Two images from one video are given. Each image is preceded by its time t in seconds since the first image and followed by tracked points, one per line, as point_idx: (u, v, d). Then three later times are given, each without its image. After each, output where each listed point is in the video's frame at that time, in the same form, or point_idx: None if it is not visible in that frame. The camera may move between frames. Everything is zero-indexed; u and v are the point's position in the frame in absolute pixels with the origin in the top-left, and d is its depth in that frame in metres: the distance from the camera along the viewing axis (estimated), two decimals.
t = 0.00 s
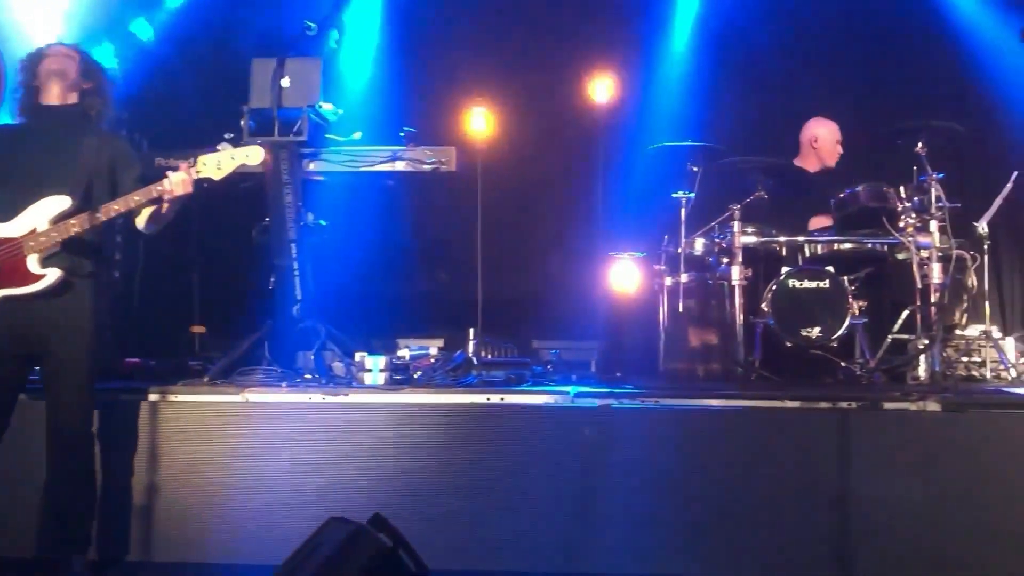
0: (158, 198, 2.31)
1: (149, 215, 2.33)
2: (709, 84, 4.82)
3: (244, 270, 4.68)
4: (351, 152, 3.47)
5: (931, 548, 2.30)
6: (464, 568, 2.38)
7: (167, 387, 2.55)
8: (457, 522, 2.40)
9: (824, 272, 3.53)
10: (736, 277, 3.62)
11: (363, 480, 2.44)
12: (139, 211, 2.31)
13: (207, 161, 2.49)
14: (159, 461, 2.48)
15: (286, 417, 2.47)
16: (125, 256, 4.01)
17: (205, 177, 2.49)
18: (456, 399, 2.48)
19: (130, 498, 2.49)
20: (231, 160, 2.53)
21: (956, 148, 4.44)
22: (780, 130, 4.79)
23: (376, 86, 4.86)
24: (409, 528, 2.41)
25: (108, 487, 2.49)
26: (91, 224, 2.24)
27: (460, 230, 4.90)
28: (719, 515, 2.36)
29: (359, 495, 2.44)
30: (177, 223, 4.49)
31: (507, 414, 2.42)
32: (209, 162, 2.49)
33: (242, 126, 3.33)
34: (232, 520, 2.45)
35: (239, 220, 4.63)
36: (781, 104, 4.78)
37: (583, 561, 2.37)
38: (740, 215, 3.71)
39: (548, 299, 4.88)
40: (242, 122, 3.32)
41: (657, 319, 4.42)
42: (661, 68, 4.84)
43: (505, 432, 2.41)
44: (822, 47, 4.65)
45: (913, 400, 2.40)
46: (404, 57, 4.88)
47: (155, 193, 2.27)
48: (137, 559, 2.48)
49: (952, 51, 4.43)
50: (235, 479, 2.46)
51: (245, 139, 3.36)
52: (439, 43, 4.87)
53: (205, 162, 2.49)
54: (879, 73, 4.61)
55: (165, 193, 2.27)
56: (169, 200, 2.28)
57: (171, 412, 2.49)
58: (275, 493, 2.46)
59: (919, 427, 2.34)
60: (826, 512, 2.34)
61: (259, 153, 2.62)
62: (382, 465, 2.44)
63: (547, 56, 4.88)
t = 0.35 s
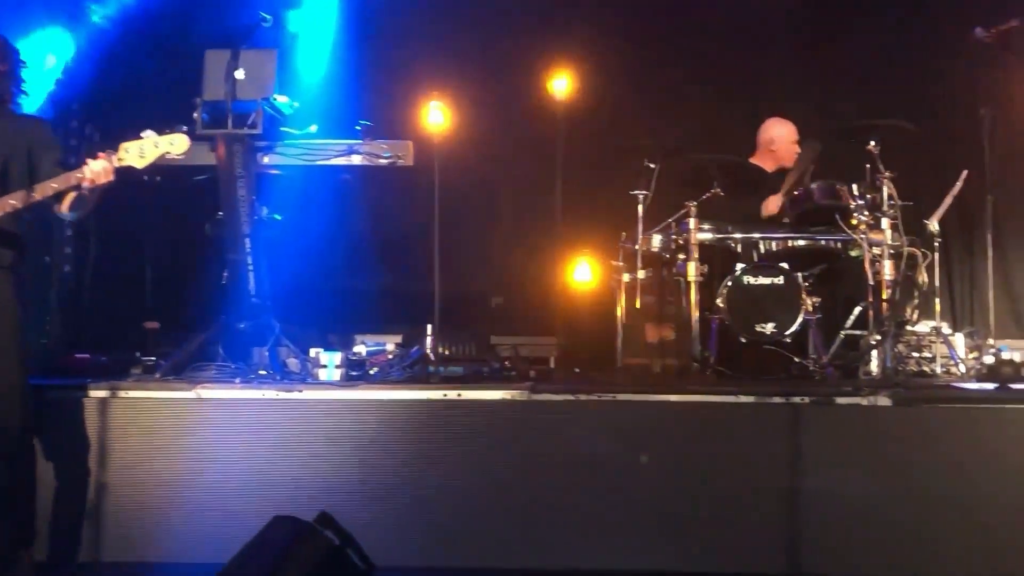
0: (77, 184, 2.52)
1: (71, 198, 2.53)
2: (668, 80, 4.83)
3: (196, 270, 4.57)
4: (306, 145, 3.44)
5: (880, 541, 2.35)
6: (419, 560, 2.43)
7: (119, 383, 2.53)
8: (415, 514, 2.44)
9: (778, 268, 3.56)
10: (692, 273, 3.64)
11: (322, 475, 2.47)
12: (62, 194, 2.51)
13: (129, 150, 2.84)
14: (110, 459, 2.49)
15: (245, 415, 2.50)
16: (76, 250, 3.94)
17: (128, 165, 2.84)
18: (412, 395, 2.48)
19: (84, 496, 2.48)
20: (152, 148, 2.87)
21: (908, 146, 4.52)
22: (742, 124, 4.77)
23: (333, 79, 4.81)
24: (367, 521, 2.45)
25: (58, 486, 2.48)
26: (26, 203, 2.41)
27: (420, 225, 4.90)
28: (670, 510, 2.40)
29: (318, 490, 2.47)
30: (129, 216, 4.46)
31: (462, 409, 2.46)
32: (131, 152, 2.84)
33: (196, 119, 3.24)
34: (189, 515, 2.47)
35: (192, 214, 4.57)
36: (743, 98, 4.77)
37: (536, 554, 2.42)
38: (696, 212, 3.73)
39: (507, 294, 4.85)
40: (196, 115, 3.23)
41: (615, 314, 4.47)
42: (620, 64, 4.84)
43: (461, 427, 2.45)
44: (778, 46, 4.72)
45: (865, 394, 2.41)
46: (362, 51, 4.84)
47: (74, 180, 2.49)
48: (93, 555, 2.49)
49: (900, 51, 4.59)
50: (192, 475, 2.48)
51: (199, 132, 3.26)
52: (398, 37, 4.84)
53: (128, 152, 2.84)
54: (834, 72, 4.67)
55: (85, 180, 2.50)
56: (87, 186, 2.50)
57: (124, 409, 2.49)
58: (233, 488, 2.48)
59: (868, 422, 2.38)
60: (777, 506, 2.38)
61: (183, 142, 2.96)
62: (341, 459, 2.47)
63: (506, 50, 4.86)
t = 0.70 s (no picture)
0: None
1: None
2: (622, 78, 4.85)
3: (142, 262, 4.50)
4: (255, 139, 3.36)
5: (826, 537, 2.37)
6: (369, 559, 2.40)
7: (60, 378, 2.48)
8: (362, 512, 2.42)
9: (729, 266, 3.60)
10: (644, 271, 3.66)
11: (268, 474, 2.44)
12: None
13: (70, 142, 3.15)
14: (49, 457, 2.43)
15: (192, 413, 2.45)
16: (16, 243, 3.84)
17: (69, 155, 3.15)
18: (364, 391, 2.47)
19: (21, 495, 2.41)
20: (92, 139, 3.17)
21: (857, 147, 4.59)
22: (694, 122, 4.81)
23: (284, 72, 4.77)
24: (314, 520, 2.42)
25: None
26: None
27: (372, 220, 4.85)
28: (621, 506, 2.40)
29: (264, 489, 2.44)
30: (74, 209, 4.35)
31: (413, 406, 2.45)
32: (71, 143, 3.14)
33: (139, 110, 3.21)
34: (132, 514, 2.43)
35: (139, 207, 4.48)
36: (695, 97, 4.81)
37: (487, 551, 2.40)
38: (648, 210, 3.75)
39: (460, 291, 4.84)
40: (140, 106, 3.21)
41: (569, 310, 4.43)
42: (574, 61, 4.84)
43: (412, 425, 2.44)
44: (731, 46, 4.76)
45: (812, 391, 2.44)
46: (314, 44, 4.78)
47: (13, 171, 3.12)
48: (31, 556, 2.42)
49: (851, 52, 4.65)
50: (136, 474, 2.44)
51: (144, 124, 3.23)
52: (351, 31, 4.78)
53: (69, 143, 3.14)
54: (786, 72, 4.72)
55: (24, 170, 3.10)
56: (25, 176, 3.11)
57: (63, 405, 2.43)
58: (178, 486, 2.44)
59: (816, 419, 2.40)
60: (725, 503, 2.39)
61: (122, 131, 3.22)
62: (288, 457, 2.44)
63: (462, 46, 4.84)
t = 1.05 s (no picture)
0: None
1: None
2: (580, 82, 4.87)
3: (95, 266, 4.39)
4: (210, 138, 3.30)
5: (783, 538, 2.39)
6: (325, 563, 2.38)
7: (6, 384, 2.43)
8: (319, 517, 2.39)
9: (686, 269, 3.62)
10: (602, 274, 3.68)
11: (222, 478, 2.39)
12: None
13: (16, 133, 3.12)
14: None
15: (143, 417, 2.40)
16: None
17: (15, 147, 3.13)
18: (321, 395, 2.46)
19: None
20: (38, 128, 3.13)
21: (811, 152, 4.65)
22: (653, 127, 4.84)
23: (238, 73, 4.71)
24: (269, 525, 2.39)
25: None
26: None
27: (328, 222, 4.79)
28: (579, 509, 2.40)
29: (217, 494, 2.39)
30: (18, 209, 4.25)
31: (369, 410, 2.42)
32: (16, 134, 3.12)
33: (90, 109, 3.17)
34: (80, 522, 2.38)
35: (89, 207, 4.39)
36: (654, 101, 4.84)
37: (444, 555, 2.39)
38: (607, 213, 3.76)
39: (418, 293, 4.82)
40: (90, 105, 3.16)
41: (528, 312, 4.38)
42: (532, 65, 4.85)
43: (370, 429, 2.41)
44: (689, 51, 4.80)
45: (768, 392, 2.47)
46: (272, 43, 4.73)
47: None
48: None
49: (806, 59, 4.71)
50: (85, 480, 2.38)
51: (94, 124, 3.19)
52: (309, 31, 4.75)
53: (13, 135, 3.12)
54: (742, 78, 4.77)
55: None
56: None
57: (10, 412, 2.38)
58: (128, 493, 2.39)
59: (773, 421, 2.42)
60: (682, 504, 2.40)
61: (71, 120, 3.17)
62: (241, 462, 2.40)
63: (421, 48, 4.82)
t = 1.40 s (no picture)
0: None
1: None
2: (525, 90, 4.86)
3: (31, 275, 4.29)
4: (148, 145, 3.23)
5: (726, 543, 2.41)
6: None
7: None
8: (262, 531, 2.34)
9: (631, 278, 3.64)
10: (549, 283, 3.71)
11: (161, 492, 2.34)
12: None
13: None
14: None
15: (79, 430, 2.34)
16: None
17: None
18: (261, 408, 2.39)
19: None
20: None
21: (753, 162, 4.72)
22: (598, 136, 4.85)
23: (178, 79, 4.63)
24: (211, 539, 2.33)
25: None
26: None
27: (272, 231, 4.74)
28: (524, 519, 2.40)
29: (156, 508, 2.33)
30: None
31: (313, 423, 2.38)
32: None
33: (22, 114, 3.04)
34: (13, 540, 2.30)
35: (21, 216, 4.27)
36: (599, 111, 4.86)
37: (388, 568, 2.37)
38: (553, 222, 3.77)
39: (363, 303, 4.77)
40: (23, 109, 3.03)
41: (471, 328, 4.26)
42: (477, 74, 4.85)
43: (315, 441, 2.37)
44: (633, 61, 4.84)
45: (712, 401, 2.49)
46: (214, 49, 4.68)
47: None
48: None
49: (747, 70, 4.79)
50: (18, 496, 2.31)
51: (28, 129, 3.07)
52: (253, 38, 4.71)
53: None
54: (684, 89, 4.83)
55: None
56: None
57: None
58: (62, 509, 2.32)
59: (717, 426, 2.44)
60: (628, 510, 2.40)
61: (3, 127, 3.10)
62: (182, 477, 2.34)
63: (366, 55, 4.80)
